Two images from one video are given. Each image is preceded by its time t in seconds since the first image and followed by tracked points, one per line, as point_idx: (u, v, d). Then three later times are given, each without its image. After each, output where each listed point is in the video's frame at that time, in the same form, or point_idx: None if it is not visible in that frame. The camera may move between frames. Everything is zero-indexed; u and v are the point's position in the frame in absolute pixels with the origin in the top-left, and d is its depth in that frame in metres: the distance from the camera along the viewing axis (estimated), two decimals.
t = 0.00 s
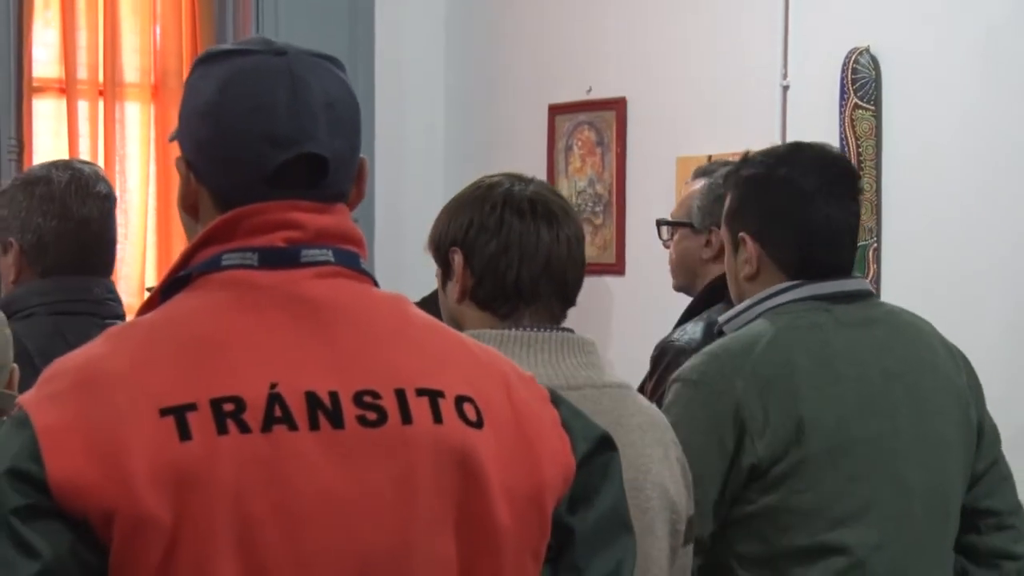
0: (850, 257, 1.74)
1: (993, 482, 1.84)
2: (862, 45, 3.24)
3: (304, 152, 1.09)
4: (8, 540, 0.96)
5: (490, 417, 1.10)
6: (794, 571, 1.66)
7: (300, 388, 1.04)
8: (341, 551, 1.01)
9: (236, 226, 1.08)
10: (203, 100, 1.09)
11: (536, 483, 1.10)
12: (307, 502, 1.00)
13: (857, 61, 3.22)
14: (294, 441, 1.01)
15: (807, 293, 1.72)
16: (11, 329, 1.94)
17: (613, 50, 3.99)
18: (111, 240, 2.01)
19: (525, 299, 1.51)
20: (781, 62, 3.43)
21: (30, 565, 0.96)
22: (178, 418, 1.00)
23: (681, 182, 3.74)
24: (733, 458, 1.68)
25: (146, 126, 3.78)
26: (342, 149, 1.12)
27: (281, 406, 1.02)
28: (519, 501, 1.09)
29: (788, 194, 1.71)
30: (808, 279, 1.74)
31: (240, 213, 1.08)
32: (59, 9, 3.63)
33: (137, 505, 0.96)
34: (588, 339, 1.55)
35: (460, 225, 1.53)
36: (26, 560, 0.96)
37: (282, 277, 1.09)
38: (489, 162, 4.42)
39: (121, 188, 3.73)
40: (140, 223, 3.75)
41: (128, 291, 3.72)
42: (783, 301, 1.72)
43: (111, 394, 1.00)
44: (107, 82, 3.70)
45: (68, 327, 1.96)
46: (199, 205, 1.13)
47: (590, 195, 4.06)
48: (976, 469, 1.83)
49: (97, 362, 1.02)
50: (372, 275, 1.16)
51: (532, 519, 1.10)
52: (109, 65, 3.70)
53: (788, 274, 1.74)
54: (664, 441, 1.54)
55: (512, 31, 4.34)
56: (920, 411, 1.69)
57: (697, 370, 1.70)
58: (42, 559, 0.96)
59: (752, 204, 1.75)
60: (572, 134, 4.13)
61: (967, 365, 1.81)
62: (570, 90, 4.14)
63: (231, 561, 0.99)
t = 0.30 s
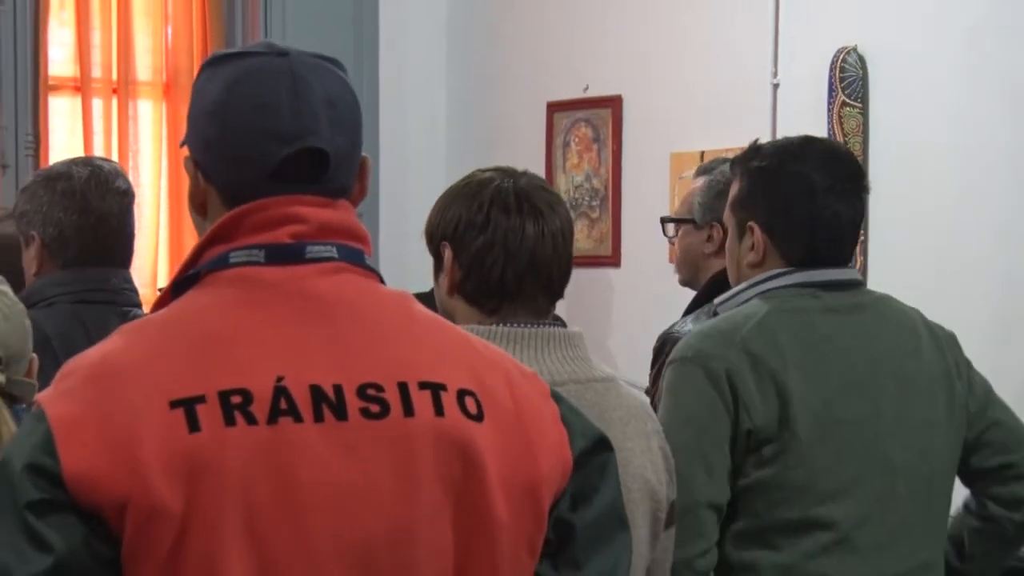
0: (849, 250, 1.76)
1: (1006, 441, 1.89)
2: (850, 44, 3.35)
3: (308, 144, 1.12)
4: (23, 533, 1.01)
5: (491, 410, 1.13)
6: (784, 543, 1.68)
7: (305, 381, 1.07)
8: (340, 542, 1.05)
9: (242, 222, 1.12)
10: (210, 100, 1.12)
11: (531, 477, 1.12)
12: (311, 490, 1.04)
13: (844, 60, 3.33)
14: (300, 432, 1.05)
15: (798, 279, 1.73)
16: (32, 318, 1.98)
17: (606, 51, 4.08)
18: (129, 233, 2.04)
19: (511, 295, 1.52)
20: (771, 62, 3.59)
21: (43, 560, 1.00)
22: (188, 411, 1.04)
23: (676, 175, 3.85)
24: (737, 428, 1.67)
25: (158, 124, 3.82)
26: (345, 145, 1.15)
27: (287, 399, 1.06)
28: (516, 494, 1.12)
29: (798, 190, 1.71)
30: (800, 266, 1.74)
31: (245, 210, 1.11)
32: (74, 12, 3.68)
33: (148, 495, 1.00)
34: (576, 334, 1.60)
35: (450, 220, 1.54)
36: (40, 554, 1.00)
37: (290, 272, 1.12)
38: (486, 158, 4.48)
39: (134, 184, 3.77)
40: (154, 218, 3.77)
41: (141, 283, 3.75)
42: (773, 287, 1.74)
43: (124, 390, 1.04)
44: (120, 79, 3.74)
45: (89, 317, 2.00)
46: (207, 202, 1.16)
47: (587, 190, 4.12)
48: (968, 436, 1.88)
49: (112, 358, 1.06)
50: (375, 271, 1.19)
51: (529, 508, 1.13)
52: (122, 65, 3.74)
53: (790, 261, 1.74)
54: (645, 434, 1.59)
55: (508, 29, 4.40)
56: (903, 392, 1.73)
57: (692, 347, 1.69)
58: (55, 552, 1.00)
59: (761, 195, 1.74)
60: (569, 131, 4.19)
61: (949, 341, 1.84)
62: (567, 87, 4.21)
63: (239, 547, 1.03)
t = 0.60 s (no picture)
0: (839, 246, 1.79)
1: (980, 441, 1.93)
2: (835, 50, 3.49)
3: (308, 147, 1.16)
4: (35, 519, 1.05)
5: (487, 398, 1.16)
6: (769, 526, 1.72)
7: (306, 370, 1.11)
8: (340, 523, 1.08)
9: (247, 220, 1.15)
10: (215, 104, 1.16)
11: (525, 464, 1.15)
12: (311, 474, 1.08)
13: (831, 65, 3.47)
14: (300, 419, 1.08)
15: (793, 270, 1.76)
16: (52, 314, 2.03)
17: (602, 51, 4.12)
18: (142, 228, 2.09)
19: (511, 292, 1.54)
20: (762, 62, 3.68)
21: (53, 545, 1.04)
22: (193, 398, 1.08)
23: (670, 174, 3.90)
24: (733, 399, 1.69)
25: (175, 125, 3.88)
26: (344, 145, 1.19)
27: (289, 388, 1.09)
28: (512, 478, 1.15)
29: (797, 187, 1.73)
30: (792, 260, 1.77)
31: (250, 207, 1.15)
32: (95, 16, 3.74)
33: (154, 480, 1.04)
34: (573, 323, 1.61)
35: (452, 217, 1.55)
36: (49, 540, 1.04)
37: (292, 269, 1.16)
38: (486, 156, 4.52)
39: (151, 184, 3.81)
40: (173, 218, 3.85)
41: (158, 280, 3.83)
42: (768, 277, 1.76)
43: (133, 380, 1.08)
44: (139, 83, 3.79)
45: (105, 309, 2.05)
46: (215, 202, 1.20)
47: (585, 189, 4.16)
48: (948, 435, 1.92)
49: (122, 350, 1.10)
50: (377, 266, 1.23)
51: (523, 494, 1.16)
52: (140, 68, 3.79)
53: (784, 253, 1.77)
54: (642, 420, 1.61)
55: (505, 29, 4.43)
56: (887, 386, 1.76)
57: (690, 325, 1.72)
58: (64, 537, 1.04)
59: (759, 190, 1.76)
60: (568, 133, 4.22)
61: (932, 339, 1.87)
62: (565, 91, 4.25)
63: (242, 529, 1.06)
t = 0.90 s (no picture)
0: (845, 244, 1.81)
1: (951, 452, 1.92)
2: (832, 56, 3.58)
3: (319, 154, 1.20)
4: (57, 514, 1.09)
5: (495, 392, 1.19)
6: (767, 518, 1.74)
7: (318, 367, 1.14)
8: (350, 516, 1.11)
9: (261, 224, 1.19)
10: (226, 112, 1.20)
11: (531, 457, 1.18)
12: (323, 467, 1.11)
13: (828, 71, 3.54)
14: (311, 414, 1.12)
15: (802, 268, 1.78)
16: (81, 317, 2.09)
17: (606, 54, 4.32)
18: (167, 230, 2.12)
19: (527, 291, 1.55)
20: (761, 69, 3.79)
21: (73, 538, 1.08)
22: (208, 395, 1.11)
23: (672, 177, 4.07)
24: (734, 395, 1.72)
25: (193, 130, 4.24)
26: (351, 150, 1.23)
27: (301, 384, 1.13)
28: (518, 470, 1.18)
29: (805, 183, 1.76)
30: (797, 258, 1.79)
31: (265, 211, 1.19)
32: (115, 25, 4.12)
33: (171, 475, 1.07)
34: (584, 321, 1.61)
35: (469, 219, 1.56)
36: (70, 533, 1.08)
37: (304, 269, 1.19)
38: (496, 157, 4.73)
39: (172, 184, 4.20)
40: (191, 213, 4.23)
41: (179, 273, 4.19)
42: (777, 273, 1.78)
43: (150, 378, 1.11)
44: (159, 89, 4.17)
45: (130, 315, 2.09)
46: (229, 206, 1.23)
47: (590, 191, 4.37)
48: (934, 440, 1.91)
49: (141, 349, 1.13)
50: (387, 265, 1.26)
51: (530, 487, 1.19)
52: (161, 76, 4.17)
53: (795, 250, 1.79)
54: (651, 413, 1.62)
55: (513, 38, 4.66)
56: (887, 383, 1.79)
57: (695, 320, 1.74)
58: (83, 530, 1.08)
59: (769, 187, 1.78)
60: (573, 136, 4.43)
61: (932, 343, 1.89)
62: (571, 97, 4.45)
63: (256, 522, 1.10)
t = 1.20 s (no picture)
0: (846, 240, 1.88)
1: (947, 445, 1.99)
2: (832, 63, 3.74)
3: (349, 157, 1.26)
4: (97, 500, 1.13)
5: (513, 386, 1.25)
6: (766, 504, 1.81)
7: (347, 361, 1.20)
8: (379, 503, 1.17)
9: (293, 223, 1.25)
10: (259, 115, 1.25)
11: (550, 448, 1.25)
12: (352, 455, 1.17)
13: (828, 77, 3.70)
14: (341, 406, 1.18)
15: (805, 265, 1.84)
16: (116, 315, 2.17)
17: (618, 57, 4.43)
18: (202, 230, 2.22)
19: (548, 287, 1.60)
20: (764, 77, 3.93)
21: (114, 522, 1.12)
22: (242, 386, 1.16)
23: (678, 178, 4.19)
24: (735, 388, 1.78)
25: (221, 135, 4.23)
26: (378, 153, 1.29)
27: (331, 376, 1.19)
28: (536, 459, 1.24)
29: (808, 180, 1.83)
30: (801, 255, 1.86)
31: (297, 211, 1.25)
32: (147, 32, 4.10)
33: (207, 462, 1.13)
34: (603, 318, 1.66)
35: (494, 218, 1.61)
36: (110, 517, 1.12)
37: (332, 267, 1.26)
38: (507, 157, 4.83)
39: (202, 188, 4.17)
40: (219, 217, 4.24)
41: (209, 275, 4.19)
42: (782, 270, 1.84)
43: (188, 370, 1.16)
44: (188, 95, 4.16)
45: (164, 312, 2.18)
46: (260, 207, 1.30)
47: (600, 193, 4.46)
48: (931, 431, 1.98)
49: (177, 342, 1.19)
50: (411, 263, 1.32)
51: (548, 476, 1.25)
52: (190, 82, 4.16)
53: (800, 247, 1.85)
54: (668, 405, 1.65)
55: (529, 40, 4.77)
56: (885, 377, 1.85)
57: (701, 313, 1.80)
58: (123, 514, 1.12)
59: (774, 185, 1.85)
60: (584, 140, 4.53)
61: (931, 339, 1.96)
62: (582, 102, 4.56)
63: (289, 507, 1.15)
